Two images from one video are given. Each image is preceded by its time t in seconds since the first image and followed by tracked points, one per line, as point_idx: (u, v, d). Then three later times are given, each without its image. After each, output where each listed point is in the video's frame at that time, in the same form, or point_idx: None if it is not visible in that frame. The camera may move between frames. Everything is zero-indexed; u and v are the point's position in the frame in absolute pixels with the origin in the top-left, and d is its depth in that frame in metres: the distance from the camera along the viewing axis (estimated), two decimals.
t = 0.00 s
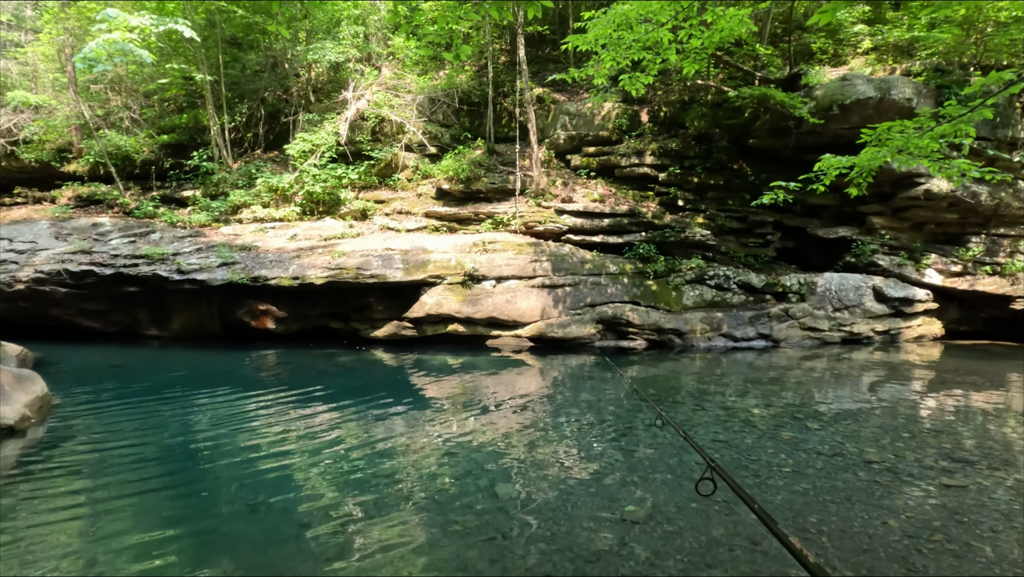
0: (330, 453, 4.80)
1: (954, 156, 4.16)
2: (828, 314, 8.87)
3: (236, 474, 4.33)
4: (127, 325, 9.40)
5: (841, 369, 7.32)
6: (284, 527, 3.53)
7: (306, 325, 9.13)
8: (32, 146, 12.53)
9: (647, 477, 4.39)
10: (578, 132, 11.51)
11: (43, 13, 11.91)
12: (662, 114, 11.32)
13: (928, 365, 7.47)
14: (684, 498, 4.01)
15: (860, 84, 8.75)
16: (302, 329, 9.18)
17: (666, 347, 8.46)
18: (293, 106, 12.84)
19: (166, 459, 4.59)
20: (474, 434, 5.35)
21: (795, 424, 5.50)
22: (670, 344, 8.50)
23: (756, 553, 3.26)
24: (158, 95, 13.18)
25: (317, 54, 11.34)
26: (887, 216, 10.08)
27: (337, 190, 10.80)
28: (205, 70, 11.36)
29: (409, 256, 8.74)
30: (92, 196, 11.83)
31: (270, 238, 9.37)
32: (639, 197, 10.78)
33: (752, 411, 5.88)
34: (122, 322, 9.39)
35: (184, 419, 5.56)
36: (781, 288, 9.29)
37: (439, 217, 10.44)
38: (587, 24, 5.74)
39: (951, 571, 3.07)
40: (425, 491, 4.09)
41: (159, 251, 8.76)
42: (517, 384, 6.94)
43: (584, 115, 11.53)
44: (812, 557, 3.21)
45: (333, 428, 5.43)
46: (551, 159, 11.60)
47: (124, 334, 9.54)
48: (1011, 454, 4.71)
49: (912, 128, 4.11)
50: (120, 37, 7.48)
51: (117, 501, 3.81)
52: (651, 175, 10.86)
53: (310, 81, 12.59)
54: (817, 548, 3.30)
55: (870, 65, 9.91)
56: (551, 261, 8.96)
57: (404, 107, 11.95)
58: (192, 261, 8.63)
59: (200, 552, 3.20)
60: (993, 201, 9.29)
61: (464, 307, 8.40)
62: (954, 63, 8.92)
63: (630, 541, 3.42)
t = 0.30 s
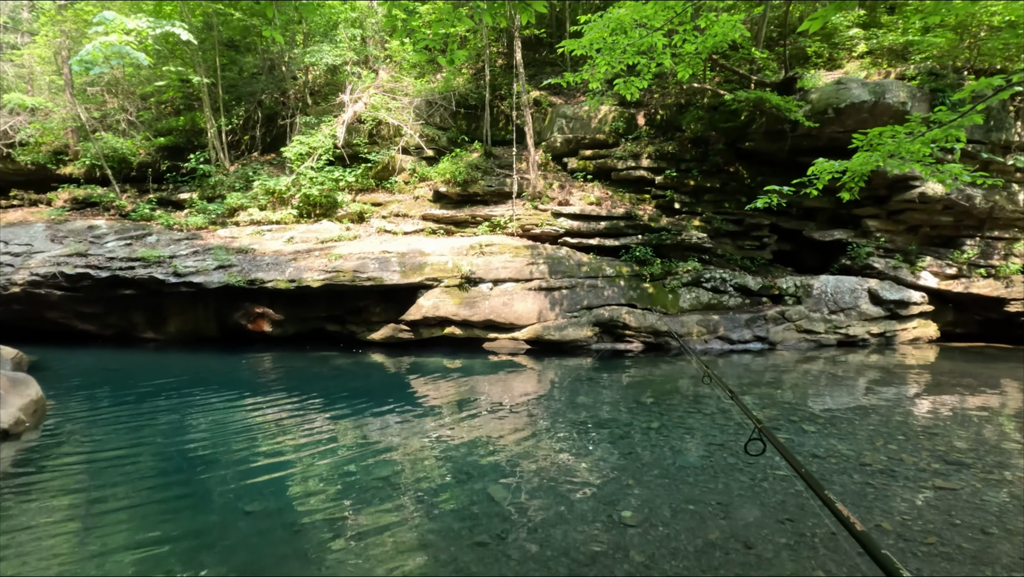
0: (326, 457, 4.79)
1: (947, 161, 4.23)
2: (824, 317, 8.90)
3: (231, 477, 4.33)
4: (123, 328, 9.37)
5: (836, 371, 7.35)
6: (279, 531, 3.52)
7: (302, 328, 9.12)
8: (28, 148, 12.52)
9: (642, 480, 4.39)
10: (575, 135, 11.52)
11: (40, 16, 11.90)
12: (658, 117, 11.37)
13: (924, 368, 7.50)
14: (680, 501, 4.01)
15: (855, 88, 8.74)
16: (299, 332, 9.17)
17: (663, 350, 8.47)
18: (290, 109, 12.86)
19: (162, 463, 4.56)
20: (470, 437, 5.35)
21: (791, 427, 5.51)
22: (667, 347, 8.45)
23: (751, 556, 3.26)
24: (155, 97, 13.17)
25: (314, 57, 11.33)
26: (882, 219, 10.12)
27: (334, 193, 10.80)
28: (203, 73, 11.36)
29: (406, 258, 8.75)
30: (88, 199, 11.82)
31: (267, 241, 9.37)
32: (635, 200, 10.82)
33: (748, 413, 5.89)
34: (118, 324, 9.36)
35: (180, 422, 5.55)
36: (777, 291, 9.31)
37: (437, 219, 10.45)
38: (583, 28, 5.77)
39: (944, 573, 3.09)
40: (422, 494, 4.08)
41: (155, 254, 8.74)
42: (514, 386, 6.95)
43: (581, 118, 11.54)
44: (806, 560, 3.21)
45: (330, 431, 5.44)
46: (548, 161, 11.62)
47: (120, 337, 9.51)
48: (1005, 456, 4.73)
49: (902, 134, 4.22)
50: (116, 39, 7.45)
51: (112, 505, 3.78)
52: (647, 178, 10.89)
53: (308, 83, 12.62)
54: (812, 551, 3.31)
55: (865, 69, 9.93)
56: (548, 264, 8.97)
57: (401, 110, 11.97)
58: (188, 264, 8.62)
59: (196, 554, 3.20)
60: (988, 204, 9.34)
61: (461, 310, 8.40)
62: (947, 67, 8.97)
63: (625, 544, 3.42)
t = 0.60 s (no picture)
0: (319, 460, 4.76)
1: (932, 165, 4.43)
2: (816, 319, 8.96)
3: (223, 481, 4.31)
4: (114, 332, 9.30)
5: (827, 373, 7.39)
6: (271, 535, 3.49)
7: (295, 331, 9.08)
8: (18, 150, 12.45)
9: (634, 483, 4.40)
10: (568, 138, 11.55)
11: (31, 18, 11.83)
12: (651, 120, 11.43)
13: (914, 369, 7.57)
14: (672, 504, 4.02)
15: (845, 92, 8.83)
16: (291, 335, 9.12)
17: (656, 352, 8.51)
18: (283, 112, 12.85)
19: (153, 468, 4.53)
20: (463, 440, 5.34)
21: (782, 429, 5.55)
22: (660, 349, 8.55)
23: (742, 558, 3.27)
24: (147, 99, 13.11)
25: (308, 59, 11.30)
26: (872, 222, 10.23)
27: (327, 195, 10.78)
28: (195, 75, 11.30)
29: (400, 261, 8.74)
30: (79, 202, 11.74)
31: (260, 243, 9.34)
32: (628, 203, 10.88)
33: (740, 416, 5.92)
34: (109, 328, 9.29)
35: (171, 427, 5.51)
36: (769, 294, 9.37)
37: (430, 222, 10.45)
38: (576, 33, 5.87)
39: (932, 573, 3.12)
40: (414, 497, 4.07)
41: (147, 256, 8.69)
42: (507, 389, 6.95)
43: (574, 122, 11.59)
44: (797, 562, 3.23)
45: (322, 434, 5.42)
46: (542, 164, 11.66)
47: (111, 341, 9.43)
48: (993, 457, 4.77)
49: (889, 139, 4.33)
50: (108, 41, 7.41)
51: (101, 511, 3.75)
52: (640, 181, 10.94)
53: (301, 86, 12.62)
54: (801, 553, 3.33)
55: (855, 73, 10.02)
56: (542, 267, 8.98)
57: (395, 113, 11.96)
58: (180, 267, 8.57)
59: (187, 558, 3.19)
60: (976, 208, 9.43)
61: (455, 313, 8.39)
62: (936, 72, 9.00)
63: (617, 546, 3.42)
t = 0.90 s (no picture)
0: (312, 464, 4.73)
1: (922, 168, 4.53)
2: (808, 321, 9.02)
3: (215, 485, 4.28)
4: (105, 335, 9.21)
5: (820, 375, 7.43)
6: (264, 539, 3.47)
7: (288, 334, 9.03)
8: (7, 152, 12.36)
9: (628, 484, 4.41)
10: (562, 141, 11.58)
11: (20, 18, 11.74)
12: (644, 123, 11.47)
13: (904, 371, 7.63)
14: (666, 505, 4.02)
15: (836, 96, 8.93)
16: (284, 338, 9.07)
17: (649, 354, 8.54)
18: (276, 113, 12.82)
19: (144, 473, 4.48)
20: (457, 443, 5.33)
21: (775, 430, 5.57)
22: (654, 351, 8.59)
23: (736, 559, 3.28)
24: (138, 100, 13.04)
25: (301, 61, 11.27)
26: (863, 224, 10.31)
27: (320, 197, 10.75)
28: (187, 76, 11.22)
29: (393, 264, 8.72)
30: (69, 203, 11.65)
31: (253, 246, 9.29)
32: (621, 206, 10.93)
33: (733, 417, 5.94)
34: (99, 331, 9.20)
35: (162, 431, 5.47)
36: (762, 295, 9.43)
37: (424, 224, 10.44)
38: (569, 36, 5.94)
39: (923, 574, 3.13)
40: (408, 501, 4.06)
41: (138, 259, 8.63)
42: (501, 391, 6.94)
43: (567, 124, 11.61)
44: (789, 563, 3.24)
45: (316, 438, 5.39)
46: (535, 167, 11.70)
47: (101, 344, 9.33)
48: (982, 458, 4.81)
49: (879, 142, 4.37)
50: (99, 42, 7.35)
51: (91, 517, 3.69)
52: (633, 184, 10.99)
53: (294, 87, 12.60)
54: (794, 554, 3.34)
55: (845, 78, 10.12)
56: (535, 269, 8.99)
57: (388, 115, 11.94)
58: (171, 269, 8.51)
59: (178, 563, 3.16)
60: (965, 211, 9.54)
61: (448, 315, 8.37)
62: (925, 77, 9.27)
63: (612, 548, 3.42)
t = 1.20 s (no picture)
0: (307, 465, 4.72)
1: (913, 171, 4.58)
2: (802, 322, 9.07)
3: (209, 487, 4.27)
4: (98, 336, 9.16)
5: (814, 375, 7.46)
6: (257, 540, 3.46)
7: (283, 335, 8.99)
8: None
9: (623, 485, 4.42)
10: (557, 142, 11.61)
11: (13, 17, 11.68)
12: (639, 125, 11.48)
13: (897, 371, 7.67)
14: (660, 506, 4.03)
15: (829, 98, 8.96)
16: (279, 339, 9.03)
17: (644, 355, 8.56)
18: (271, 113, 12.80)
19: (137, 475, 4.45)
20: (452, 444, 5.32)
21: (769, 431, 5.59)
22: (649, 351, 8.61)
23: (729, 559, 3.29)
24: (132, 100, 12.96)
25: (296, 61, 11.25)
26: (857, 226, 10.37)
27: (315, 198, 10.73)
28: (181, 76, 11.16)
29: (388, 264, 8.72)
30: (62, 203, 11.59)
31: (247, 246, 9.26)
32: (617, 207, 10.94)
33: (727, 418, 5.96)
34: (93, 332, 9.15)
35: (156, 432, 5.45)
36: (756, 296, 9.47)
37: (419, 225, 10.42)
38: (565, 37, 5.93)
39: (915, 573, 3.15)
40: (403, 502, 4.05)
41: (131, 259, 8.58)
42: (496, 392, 6.94)
43: (563, 126, 11.63)
44: (783, 563, 3.24)
45: (310, 439, 5.37)
46: (530, 168, 11.72)
47: (94, 345, 9.28)
48: (973, 458, 4.85)
49: (871, 145, 4.41)
50: (92, 41, 7.31)
51: (84, 518, 3.67)
52: (628, 185, 11.01)
53: (289, 88, 12.58)
54: (788, 554, 3.35)
55: (839, 80, 10.17)
56: (531, 270, 9.00)
57: (383, 115, 11.94)
58: (165, 270, 8.47)
59: (170, 564, 3.15)
60: (957, 212, 9.61)
61: (443, 316, 8.37)
62: (917, 79, 9.25)
63: (606, 549, 3.42)
